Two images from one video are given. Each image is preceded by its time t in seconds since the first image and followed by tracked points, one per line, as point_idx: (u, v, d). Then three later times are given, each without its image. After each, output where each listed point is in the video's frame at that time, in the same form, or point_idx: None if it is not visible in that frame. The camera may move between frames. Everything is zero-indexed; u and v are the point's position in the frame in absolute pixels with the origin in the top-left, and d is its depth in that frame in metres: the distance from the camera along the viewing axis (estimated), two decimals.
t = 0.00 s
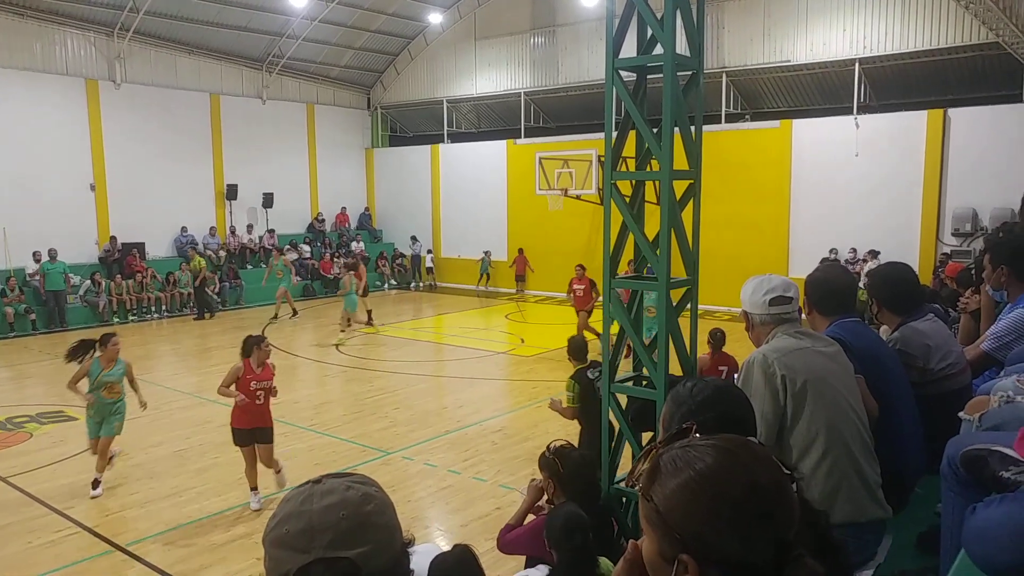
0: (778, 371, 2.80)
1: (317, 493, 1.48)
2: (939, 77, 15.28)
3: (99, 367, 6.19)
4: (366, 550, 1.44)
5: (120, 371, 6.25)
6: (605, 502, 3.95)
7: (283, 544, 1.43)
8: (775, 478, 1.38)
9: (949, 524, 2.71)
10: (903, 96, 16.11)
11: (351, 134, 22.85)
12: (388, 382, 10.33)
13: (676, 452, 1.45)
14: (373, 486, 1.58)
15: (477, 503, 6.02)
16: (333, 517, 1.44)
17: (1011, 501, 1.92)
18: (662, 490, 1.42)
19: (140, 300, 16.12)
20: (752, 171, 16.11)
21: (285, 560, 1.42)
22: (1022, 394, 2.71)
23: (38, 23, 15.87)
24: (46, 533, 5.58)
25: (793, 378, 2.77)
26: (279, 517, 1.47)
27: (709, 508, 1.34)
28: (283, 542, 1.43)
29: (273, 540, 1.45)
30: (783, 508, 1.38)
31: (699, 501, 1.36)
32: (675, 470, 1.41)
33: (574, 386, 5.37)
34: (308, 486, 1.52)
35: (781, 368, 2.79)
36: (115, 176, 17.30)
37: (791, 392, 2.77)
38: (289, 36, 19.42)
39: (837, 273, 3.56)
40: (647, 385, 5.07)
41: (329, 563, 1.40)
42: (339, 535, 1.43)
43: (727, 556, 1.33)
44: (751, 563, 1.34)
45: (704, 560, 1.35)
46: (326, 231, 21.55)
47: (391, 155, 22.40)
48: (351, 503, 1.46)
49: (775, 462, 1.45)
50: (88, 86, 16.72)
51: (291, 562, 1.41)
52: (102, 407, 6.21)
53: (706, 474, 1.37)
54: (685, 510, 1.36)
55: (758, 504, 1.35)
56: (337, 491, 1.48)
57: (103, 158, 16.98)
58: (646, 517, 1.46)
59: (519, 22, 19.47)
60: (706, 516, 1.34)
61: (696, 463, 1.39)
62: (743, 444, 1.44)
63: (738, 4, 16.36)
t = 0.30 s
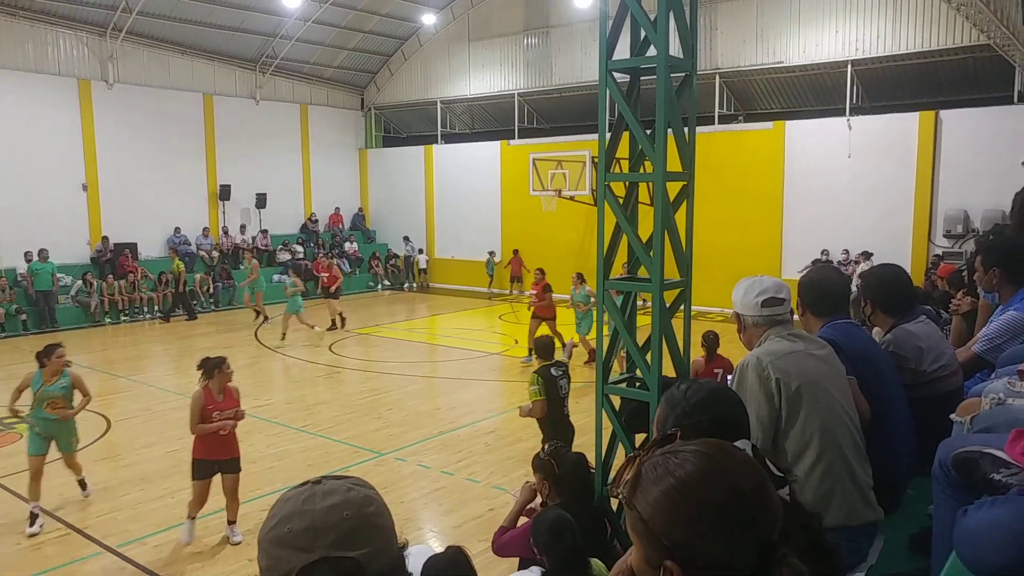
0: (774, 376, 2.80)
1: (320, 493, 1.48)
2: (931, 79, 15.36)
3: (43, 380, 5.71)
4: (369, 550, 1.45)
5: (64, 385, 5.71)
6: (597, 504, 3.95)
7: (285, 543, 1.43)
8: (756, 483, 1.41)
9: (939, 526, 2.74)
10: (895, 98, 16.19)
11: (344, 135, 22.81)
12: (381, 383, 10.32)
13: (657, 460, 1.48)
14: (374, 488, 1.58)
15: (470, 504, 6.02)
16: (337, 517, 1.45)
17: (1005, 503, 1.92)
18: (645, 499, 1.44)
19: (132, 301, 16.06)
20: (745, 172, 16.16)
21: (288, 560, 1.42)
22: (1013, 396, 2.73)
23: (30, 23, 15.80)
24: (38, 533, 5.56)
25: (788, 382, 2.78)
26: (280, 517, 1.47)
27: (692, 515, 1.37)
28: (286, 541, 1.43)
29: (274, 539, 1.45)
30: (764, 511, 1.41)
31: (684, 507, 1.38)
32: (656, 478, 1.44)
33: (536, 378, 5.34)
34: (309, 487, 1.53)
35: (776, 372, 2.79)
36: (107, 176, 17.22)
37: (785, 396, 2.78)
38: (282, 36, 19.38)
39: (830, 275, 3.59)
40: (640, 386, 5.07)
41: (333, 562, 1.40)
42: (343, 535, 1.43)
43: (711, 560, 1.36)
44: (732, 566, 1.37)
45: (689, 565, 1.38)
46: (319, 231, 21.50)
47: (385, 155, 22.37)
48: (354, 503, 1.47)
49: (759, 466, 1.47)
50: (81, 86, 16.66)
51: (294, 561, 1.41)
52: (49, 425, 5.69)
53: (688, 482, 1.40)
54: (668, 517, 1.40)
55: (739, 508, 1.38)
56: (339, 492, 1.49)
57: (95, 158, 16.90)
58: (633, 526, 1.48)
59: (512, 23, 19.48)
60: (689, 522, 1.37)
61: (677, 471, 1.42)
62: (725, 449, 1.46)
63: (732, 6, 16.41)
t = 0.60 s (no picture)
0: (764, 381, 2.85)
1: (318, 492, 1.52)
2: (917, 81, 15.54)
3: None
4: (366, 548, 1.49)
5: (13, 405, 4.89)
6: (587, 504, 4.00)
7: (283, 540, 1.46)
8: (745, 483, 1.46)
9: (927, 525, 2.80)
10: (883, 101, 16.36)
11: (334, 135, 22.80)
12: (371, 383, 10.34)
13: (648, 461, 1.53)
14: (369, 488, 1.63)
15: (461, 504, 6.05)
16: (334, 515, 1.49)
17: (994, 506, 2.01)
18: (637, 498, 1.49)
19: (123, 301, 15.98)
20: (735, 173, 16.27)
21: (286, 555, 1.45)
22: (1004, 399, 2.80)
23: (20, 23, 15.70)
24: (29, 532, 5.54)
25: (778, 388, 2.83)
26: (278, 513, 1.49)
27: (683, 516, 1.42)
28: (284, 537, 1.46)
29: (272, 535, 1.47)
30: (754, 512, 1.46)
31: (675, 508, 1.43)
32: (648, 479, 1.49)
33: (498, 396, 5.01)
34: (307, 485, 1.56)
35: (766, 378, 2.85)
36: (98, 177, 17.12)
37: (776, 401, 2.83)
38: (273, 37, 19.36)
39: (818, 277, 3.64)
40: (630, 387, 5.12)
41: (333, 558, 1.44)
42: (341, 533, 1.47)
43: (701, 559, 1.41)
44: (722, 565, 1.41)
45: (680, 564, 1.42)
46: (309, 232, 21.47)
47: (375, 156, 22.38)
48: (351, 502, 1.51)
49: (747, 467, 1.52)
50: (72, 87, 16.57)
51: (292, 557, 1.44)
52: None
53: (679, 482, 1.44)
54: (660, 517, 1.44)
55: (729, 507, 1.43)
56: (336, 491, 1.53)
57: (85, 158, 16.80)
58: (624, 527, 1.52)
59: (503, 24, 19.52)
60: (682, 523, 1.41)
61: (669, 472, 1.47)
62: (715, 449, 1.51)
63: (722, 8, 16.54)
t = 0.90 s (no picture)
0: (781, 386, 2.82)
1: (329, 488, 1.50)
2: (929, 80, 15.42)
3: None
4: (379, 545, 1.47)
5: None
6: (597, 503, 3.98)
7: (295, 536, 1.43)
8: (755, 484, 1.43)
9: (940, 528, 2.77)
10: (894, 100, 16.24)
11: (344, 135, 22.83)
12: (379, 382, 10.33)
13: (655, 460, 1.50)
14: (377, 486, 1.61)
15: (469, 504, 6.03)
16: (347, 512, 1.47)
17: (1006, 507, 2.01)
18: (644, 498, 1.46)
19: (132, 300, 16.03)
20: (745, 172, 16.19)
21: (299, 552, 1.42)
22: (1014, 400, 2.77)
23: (31, 22, 15.82)
24: (38, 530, 5.55)
25: (796, 393, 2.79)
26: (290, 510, 1.47)
27: (692, 519, 1.39)
28: (296, 533, 1.43)
29: (283, 532, 1.44)
30: (764, 514, 1.43)
31: (683, 510, 1.40)
32: (655, 479, 1.46)
33: (479, 409, 4.57)
34: (317, 482, 1.54)
35: (785, 383, 2.81)
36: (108, 176, 17.21)
37: (793, 406, 2.80)
38: (282, 37, 19.39)
39: (829, 277, 3.60)
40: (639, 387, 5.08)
41: (346, 556, 1.42)
42: (355, 530, 1.45)
43: (710, 558, 1.38)
44: (731, 565, 1.38)
45: (688, 565, 1.39)
46: (319, 231, 21.52)
47: (384, 155, 22.40)
48: (364, 498, 1.49)
49: (756, 467, 1.49)
50: (82, 86, 16.67)
51: (305, 553, 1.42)
52: None
53: (686, 482, 1.41)
54: (667, 519, 1.41)
55: (739, 508, 1.40)
56: (348, 488, 1.51)
57: (96, 157, 16.90)
58: (632, 528, 1.50)
59: (512, 24, 19.49)
60: (690, 524, 1.38)
61: (676, 471, 1.44)
62: (725, 450, 1.48)
63: (732, 7, 16.46)
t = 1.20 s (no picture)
0: (798, 387, 2.80)
1: (344, 485, 1.57)
2: (934, 78, 15.36)
3: None
4: (394, 540, 1.56)
5: None
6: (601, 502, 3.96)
7: (316, 530, 1.49)
8: (758, 484, 1.42)
9: (946, 525, 2.75)
10: (899, 98, 16.18)
11: (347, 135, 22.83)
12: (383, 382, 10.33)
13: (658, 460, 1.49)
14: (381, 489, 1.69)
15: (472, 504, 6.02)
16: (365, 507, 1.54)
17: (1010, 505, 2.00)
18: (647, 498, 1.45)
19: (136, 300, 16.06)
20: (749, 170, 16.15)
21: (321, 545, 1.48)
22: (1019, 398, 2.76)
23: (35, 23, 15.87)
24: (44, 530, 5.57)
25: (812, 393, 2.78)
26: (306, 505, 1.52)
27: (696, 519, 1.38)
28: (317, 527, 1.49)
29: (302, 526, 1.49)
30: (767, 513, 1.42)
31: (686, 511, 1.39)
32: (658, 477, 1.45)
33: (450, 417, 4.36)
34: (329, 480, 1.60)
35: (801, 383, 2.79)
36: (112, 176, 17.24)
37: (808, 406, 2.79)
38: (285, 36, 19.40)
39: (832, 275, 3.59)
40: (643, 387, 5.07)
41: (367, 548, 1.49)
42: (373, 524, 1.53)
43: (713, 557, 1.37)
44: (734, 563, 1.38)
45: (692, 564, 1.38)
46: (322, 231, 21.53)
47: (388, 155, 22.40)
48: (378, 495, 1.58)
49: (760, 466, 1.49)
50: (86, 86, 16.71)
51: (328, 547, 1.48)
52: None
53: (689, 481, 1.40)
54: (670, 518, 1.40)
55: (743, 507, 1.39)
56: (361, 485, 1.59)
57: (99, 157, 16.93)
58: (635, 527, 1.49)
59: (515, 23, 19.48)
60: (694, 523, 1.37)
61: (678, 470, 1.43)
62: (728, 448, 1.48)
63: (735, 5, 16.42)
